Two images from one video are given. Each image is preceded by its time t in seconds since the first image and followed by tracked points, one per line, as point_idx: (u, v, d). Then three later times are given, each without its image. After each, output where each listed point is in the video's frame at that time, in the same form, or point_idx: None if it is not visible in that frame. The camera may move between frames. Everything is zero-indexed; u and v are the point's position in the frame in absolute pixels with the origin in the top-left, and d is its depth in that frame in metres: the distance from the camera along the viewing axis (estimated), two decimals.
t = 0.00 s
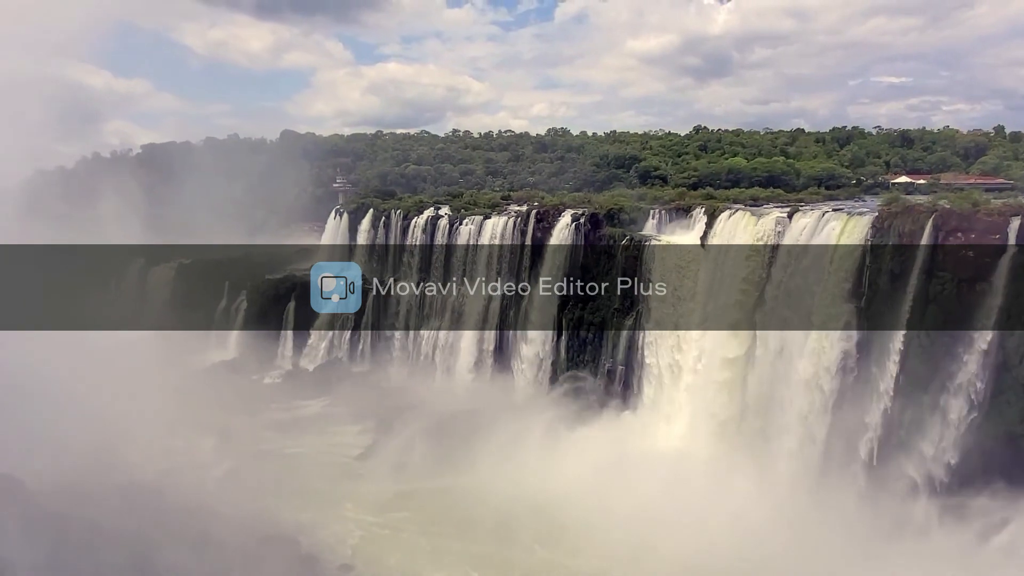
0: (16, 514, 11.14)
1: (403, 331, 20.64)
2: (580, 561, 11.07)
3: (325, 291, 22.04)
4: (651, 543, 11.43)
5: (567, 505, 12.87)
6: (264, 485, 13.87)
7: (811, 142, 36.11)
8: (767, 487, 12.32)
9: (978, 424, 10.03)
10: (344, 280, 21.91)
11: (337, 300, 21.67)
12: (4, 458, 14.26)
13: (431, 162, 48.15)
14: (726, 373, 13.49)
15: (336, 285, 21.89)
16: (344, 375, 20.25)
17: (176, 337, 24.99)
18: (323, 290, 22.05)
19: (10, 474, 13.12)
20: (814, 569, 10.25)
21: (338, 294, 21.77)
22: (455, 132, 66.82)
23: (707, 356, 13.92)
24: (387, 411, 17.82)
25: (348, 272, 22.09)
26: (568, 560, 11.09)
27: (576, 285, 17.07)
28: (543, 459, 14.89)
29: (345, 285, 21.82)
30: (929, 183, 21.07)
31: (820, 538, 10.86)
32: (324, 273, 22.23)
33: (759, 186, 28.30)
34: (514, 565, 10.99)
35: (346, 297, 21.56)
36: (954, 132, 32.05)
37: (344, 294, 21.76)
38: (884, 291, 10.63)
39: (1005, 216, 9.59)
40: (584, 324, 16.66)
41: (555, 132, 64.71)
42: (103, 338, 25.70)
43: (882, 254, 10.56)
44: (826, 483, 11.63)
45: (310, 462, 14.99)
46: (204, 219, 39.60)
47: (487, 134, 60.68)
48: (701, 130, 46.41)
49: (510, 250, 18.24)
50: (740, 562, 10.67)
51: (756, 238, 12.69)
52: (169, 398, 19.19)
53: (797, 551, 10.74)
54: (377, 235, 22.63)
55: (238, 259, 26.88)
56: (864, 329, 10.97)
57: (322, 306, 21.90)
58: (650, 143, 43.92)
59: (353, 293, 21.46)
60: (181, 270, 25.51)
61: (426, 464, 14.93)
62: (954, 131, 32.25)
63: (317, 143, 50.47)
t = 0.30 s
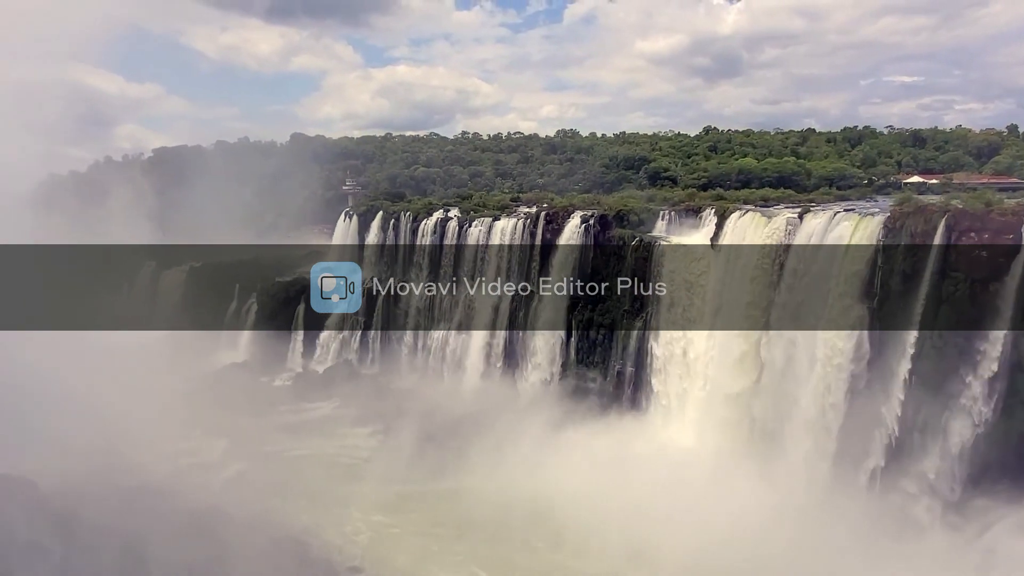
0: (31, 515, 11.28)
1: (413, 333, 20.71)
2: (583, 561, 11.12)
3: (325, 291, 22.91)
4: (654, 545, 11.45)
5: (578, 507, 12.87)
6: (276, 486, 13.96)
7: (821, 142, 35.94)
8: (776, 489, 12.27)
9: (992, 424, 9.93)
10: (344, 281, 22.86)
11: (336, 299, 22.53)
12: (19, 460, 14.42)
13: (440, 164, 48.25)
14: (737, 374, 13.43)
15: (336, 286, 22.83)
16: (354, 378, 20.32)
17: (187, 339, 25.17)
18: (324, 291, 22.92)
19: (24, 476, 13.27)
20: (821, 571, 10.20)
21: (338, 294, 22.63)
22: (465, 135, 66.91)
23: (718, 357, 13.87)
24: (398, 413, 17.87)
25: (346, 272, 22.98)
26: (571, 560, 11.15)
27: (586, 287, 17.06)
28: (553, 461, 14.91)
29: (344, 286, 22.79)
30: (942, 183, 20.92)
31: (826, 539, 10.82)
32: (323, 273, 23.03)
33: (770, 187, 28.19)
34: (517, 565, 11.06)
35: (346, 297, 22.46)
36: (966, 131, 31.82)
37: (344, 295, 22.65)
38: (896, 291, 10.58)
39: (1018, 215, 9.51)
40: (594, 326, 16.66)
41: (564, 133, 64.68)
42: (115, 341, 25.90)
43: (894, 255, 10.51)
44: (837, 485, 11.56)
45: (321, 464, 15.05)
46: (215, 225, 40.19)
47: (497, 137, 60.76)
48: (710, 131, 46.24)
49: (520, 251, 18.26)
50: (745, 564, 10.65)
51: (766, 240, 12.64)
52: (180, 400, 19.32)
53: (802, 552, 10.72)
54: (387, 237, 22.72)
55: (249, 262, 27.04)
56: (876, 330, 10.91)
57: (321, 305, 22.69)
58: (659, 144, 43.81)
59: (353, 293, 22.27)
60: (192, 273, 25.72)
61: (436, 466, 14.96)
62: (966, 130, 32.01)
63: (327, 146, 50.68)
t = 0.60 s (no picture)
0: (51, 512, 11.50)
1: (428, 333, 20.79)
2: (591, 562, 11.12)
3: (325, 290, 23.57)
4: (663, 547, 11.43)
5: (591, 509, 12.85)
6: (291, 487, 14.08)
7: (840, 141, 35.55)
8: (792, 494, 12.14)
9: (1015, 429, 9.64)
10: (343, 281, 23.54)
11: (336, 299, 23.17)
12: (40, 459, 14.65)
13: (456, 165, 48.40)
14: (753, 375, 13.31)
15: (336, 285, 23.49)
16: (370, 378, 20.43)
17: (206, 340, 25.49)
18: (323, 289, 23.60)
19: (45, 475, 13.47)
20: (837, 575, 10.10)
21: (338, 294, 23.29)
22: (481, 135, 67.07)
23: (735, 357, 13.70)
24: (412, 414, 17.96)
25: (345, 272, 23.63)
26: (579, 560, 11.17)
27: (601, 287, 17.03)
28: (567, 462, 14.88)
29: (343, 285, 23.50)
30: (963, 181, 20.60)
31: (839, 543, 10.70)
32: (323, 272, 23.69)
33: (787, 186, 27.94)
34: (526, 565, 11.10)
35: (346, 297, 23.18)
36: (989, 128, 31.31)
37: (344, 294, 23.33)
38: (915, 291, 10.45)
39: None
40: (609, 326, 16.62)
41: (579, 133, 64.58)
42: (136, 342, 26.29)
43: (913, 254, 10.39)
44: (856, 488, 11.40)
45: (335, 465, 15.15)
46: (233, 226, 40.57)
47: (512, 137, 60.81)
48: (727, 130, 45.93)
49: (535, 251, 18.26)
50: (759, 567, 10.60)
51: (783, 239, 12.54)
52: (198, 401, 19.57)
53: (814, 555, 10.63)
54: (402, 238, 22.84)
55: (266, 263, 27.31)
56: (895, 330, 10.77)
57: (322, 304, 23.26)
58: (675, 144, 43.59)
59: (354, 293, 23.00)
60: (210, 274, 26.01)
61: (450, 467, 15.00)
62: (989, 127, 31.50)
63: (343, 148, 51.08)
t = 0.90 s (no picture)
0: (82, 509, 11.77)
1: (450, 333, 20.89)
2: (611, 565, 11.13)
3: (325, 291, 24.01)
4: (683, 550, 11.41)
5: (614, 510, 12.84)
6: (315, 486, 14.27)
7: (864, 138, 35.10)
8: (815, 496, 12.03)
9: None
10: (343, 282, 24.00)
11: (336, 299, 23.51)
12: (71, 458, 15.00)
13: (476, 165, 48.54)
14: (776, 376, 13.17)
15: (336, 285, 23.93)
16: (391, 378, 20.57)
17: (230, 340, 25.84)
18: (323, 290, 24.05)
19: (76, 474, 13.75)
20: None
21: (338, 294, 23.67)
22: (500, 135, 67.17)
23: (759, 357, 13.57)
24: (434, 414, 18.09)
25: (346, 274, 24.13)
26: (598, 563, 11.20)
27: (622, 287, 16.99)
28: (588, 464, 14.89)
29: (343, 285, 23.90)
30: (992, 178, 20.25)
31: (862, 547, 10.60)
32: (324, 274, 24.29)
33: (811, 185, 27.63)
34: (548, 566, 11.14)
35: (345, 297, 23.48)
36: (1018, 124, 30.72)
37: (343, 294, 23.69)
38: (943, 290, 10.29)
39: None
40: (630, 326, 16.57)
41: (599, 131, 64.27)
42: (162, 342, 26.76)
43: (941, 253, 10.23)
44: (881, 491, 11.25)
45: (359, 465, 15.31)
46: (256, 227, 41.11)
47: (532, 137, 60.82)
48: (750, 127, 45.51)
49: (556, 251, 18.28)
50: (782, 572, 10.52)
51: (808, 239, 12.40)
52: (224, 401, 19.90)
53: (837, 560, 10.54)
54: (423, 238, 23.00)
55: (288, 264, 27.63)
56: (923, 330, 10.60)
57: (322, 304, 23.66)
58: (696, 142, 43.19)
59: (354, 293, 23.31)
60: (234, 275, 26.35)
61: (471, 468, 15.08)
62: (1018, 123, 30.90)
63: (364, 149, 51.50)
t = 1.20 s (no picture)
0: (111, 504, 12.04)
1: (471, 333, 20.98)
2: (638, 570, 11.08)
3: (327, 292, 24.65)
4: (713, 554, 11.32)
5: (635, 513, 12.80)
6: (338, 485, 14.43)
7: (892, 135, 34.54)
8: (840, 500, 11.86)
9: None
10: (342, 281, 24.56)
11: (337, 300, 24.09)
12: (101, 455, 15.35)
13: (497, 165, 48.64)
14: (801, 377, 13.01)
15: (336, 285, 24.52)
16: (413, 377, 20.70)
17: (255, 339, 26.21)
18: (325, 291, 24.73)
19: (106, 472, 13.98)
20: None
21: (338, 294, 24.23)
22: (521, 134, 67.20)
23: (783, 357, 13.41)
24: (456, 413, 18.17)
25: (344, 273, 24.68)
26: (622, 566, 11.15)
27: (644, 286, 16.93)
28: (610, 465, 14.85)
29: (343, 285, 24.47)
30: None
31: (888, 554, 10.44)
32: (324, 274, 24.98)
33: (837, 182, 27.26)
34: (568, 567, 11.14)
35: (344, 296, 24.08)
36: None
37: (342, 294, 24.25)
38: (973, 288, 10.08)
39: None
40: (653, 326, 16.49)
41: (621, 129, 63.96)
42: (190, 341, 27.26)
43: (970, 251, 10.03)
44: (910, 495, 11.05)
45: (382, 464, 15.45)
46: (280, 228, 41.68)
47: (554, 136, 60.77)
48: (775, 125, 45.02)
49: (578, 251, 18.27)
50: None
51: (833, 237, 12.26)
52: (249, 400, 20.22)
53: (869, 567, 10.40)
54: (446, 238, 23.14)
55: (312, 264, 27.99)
56: (952, 330, 10.41)
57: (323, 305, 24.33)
58: (719, 140, 42.77)
59: (353, 293, 23.63)
60: (258, 275, 26.71)
61: (492, 467, 15.13)
62: None
63: (387, 149, 51.93)
